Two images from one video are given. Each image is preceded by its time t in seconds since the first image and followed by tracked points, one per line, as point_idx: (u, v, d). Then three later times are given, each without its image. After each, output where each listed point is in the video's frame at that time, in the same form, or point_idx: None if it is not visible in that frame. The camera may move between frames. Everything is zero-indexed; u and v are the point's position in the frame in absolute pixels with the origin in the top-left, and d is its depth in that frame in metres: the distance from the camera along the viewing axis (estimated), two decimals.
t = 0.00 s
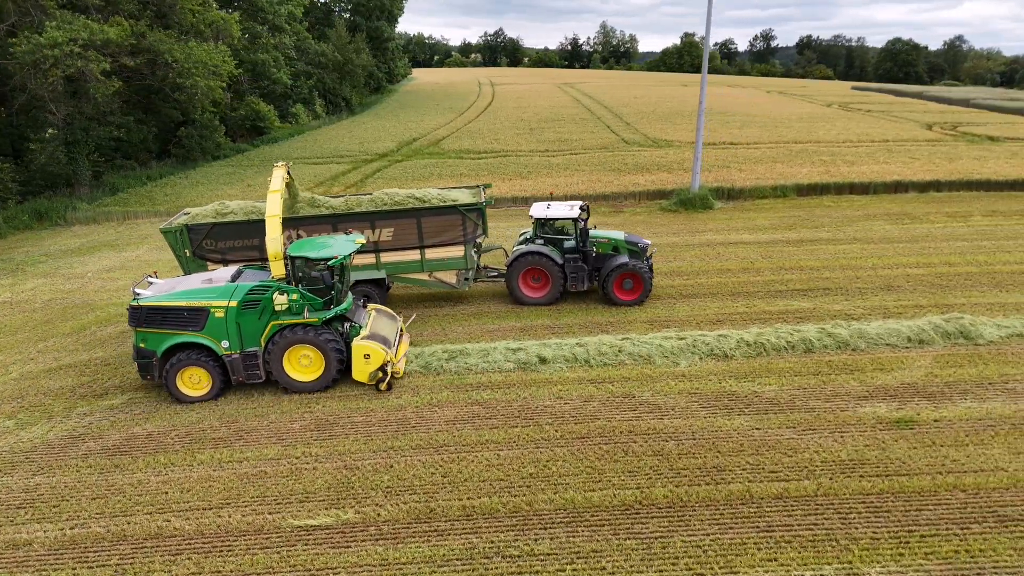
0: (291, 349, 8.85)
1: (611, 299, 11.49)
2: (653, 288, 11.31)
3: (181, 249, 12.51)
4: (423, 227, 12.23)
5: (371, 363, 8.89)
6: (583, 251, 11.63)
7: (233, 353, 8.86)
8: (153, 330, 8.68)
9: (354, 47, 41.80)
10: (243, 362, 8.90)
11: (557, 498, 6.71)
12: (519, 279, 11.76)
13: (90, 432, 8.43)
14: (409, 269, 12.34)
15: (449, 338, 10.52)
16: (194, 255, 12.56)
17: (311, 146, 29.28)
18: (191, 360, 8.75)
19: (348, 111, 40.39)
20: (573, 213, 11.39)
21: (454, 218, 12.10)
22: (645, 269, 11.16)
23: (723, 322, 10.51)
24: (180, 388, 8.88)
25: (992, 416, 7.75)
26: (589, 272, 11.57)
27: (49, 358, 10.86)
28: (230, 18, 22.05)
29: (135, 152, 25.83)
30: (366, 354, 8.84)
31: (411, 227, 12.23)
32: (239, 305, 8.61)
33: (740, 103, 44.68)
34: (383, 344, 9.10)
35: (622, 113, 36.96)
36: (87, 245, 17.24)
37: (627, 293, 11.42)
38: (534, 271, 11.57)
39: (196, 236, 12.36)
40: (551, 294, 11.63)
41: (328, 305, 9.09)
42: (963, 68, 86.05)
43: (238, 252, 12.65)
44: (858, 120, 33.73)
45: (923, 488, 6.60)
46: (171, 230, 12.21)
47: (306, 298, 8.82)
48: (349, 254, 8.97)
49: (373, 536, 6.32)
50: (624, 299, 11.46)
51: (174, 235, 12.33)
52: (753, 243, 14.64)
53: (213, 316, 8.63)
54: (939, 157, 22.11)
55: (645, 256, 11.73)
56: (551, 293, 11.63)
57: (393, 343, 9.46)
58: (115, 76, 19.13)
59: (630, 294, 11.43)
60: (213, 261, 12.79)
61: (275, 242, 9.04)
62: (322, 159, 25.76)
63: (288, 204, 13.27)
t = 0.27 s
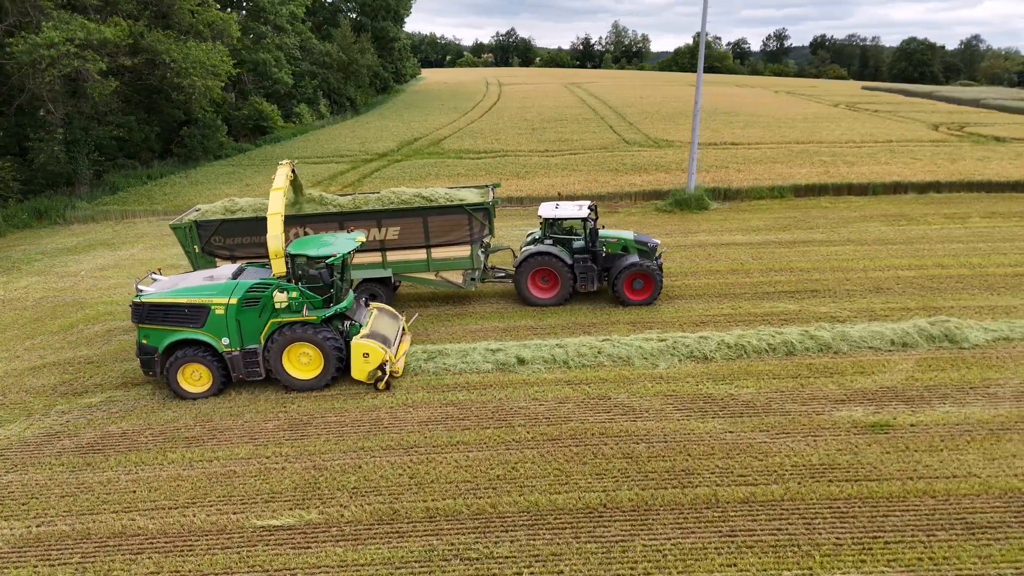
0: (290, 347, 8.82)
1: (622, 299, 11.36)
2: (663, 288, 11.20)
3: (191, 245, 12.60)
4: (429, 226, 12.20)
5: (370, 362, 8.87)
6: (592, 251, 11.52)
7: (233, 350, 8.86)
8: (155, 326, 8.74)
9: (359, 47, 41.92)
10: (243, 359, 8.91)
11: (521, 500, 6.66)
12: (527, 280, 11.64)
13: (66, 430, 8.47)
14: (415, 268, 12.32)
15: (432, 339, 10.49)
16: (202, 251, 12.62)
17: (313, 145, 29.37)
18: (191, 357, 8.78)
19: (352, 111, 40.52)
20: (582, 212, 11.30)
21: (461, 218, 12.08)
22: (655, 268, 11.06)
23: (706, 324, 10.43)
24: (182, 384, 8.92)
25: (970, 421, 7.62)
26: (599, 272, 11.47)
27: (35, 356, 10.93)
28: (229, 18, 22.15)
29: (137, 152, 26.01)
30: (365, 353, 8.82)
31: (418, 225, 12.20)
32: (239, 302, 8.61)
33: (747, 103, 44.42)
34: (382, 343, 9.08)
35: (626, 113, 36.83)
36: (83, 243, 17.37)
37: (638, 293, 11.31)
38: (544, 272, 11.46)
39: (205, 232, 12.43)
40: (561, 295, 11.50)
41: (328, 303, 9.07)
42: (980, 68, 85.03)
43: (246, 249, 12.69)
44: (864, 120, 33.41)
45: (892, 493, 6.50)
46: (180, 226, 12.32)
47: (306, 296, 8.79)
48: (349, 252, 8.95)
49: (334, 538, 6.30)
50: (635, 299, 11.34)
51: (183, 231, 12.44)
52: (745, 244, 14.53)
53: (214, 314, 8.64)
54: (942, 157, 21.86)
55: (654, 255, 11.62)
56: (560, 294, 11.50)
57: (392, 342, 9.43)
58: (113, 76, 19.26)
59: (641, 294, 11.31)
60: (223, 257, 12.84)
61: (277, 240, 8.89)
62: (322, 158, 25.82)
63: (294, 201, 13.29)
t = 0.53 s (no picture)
0: (292, 345, 8.84)
1: (634, 300, 11.24)
2: (676, 288, 11.06)
3: (202, 242, 12.74)
4: (438, 226, 12.17)
5: (371, 361, 8.81)
6: (604, 251, 11.41)
7: (236, 347, 8.90)
8: (160, 322, 8.82)
9: (366, 47, 42.05)
10: (246, 356, 8.95)
11: (486, 502, 6.62)
12: (538, 280, 11.53)
13: (45, 428, 8.52)
14: (424, 266, 12.32)
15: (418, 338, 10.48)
16: (213, 248, 12.74)
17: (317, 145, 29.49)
18: (195, 353, 8.84)
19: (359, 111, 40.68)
20: (593, 212, 11.21)
21: (470, 217, 12.05)
22: (667, 268, 10.92)
23: (690, 326, 10.35)
24: (186, 380, 8.98)
25: (949, 426, 7.50)
26: (610, 272, 11.35)
27: (24, 353, 11.02)
28: (230, 18, 22.28)
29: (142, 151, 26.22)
30: (366, 352, 8.76)
31: (427, 225, 12.18)
32: (243, 299, 8.66)
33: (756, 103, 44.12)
34: (384, 341, 9.00)
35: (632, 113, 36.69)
36: (82, 242, 17.53)
37: (650, 293, 11.19)
38: (554, 272, 11.35)
39: (215, 230, 12.53)
40: (571, 296, 11.41)
41: (330, 301, 9.06)
42: (998, 68, 83.93)
43: (257, 247, 12.76)
44: (873, 120, 33.05)
45: (862, 499, 6.41)
46: (191, 224, 12.45)
47: (308, 294, 8.80)
48: (351, 250, 8.99)
49: (297, 538, 6.28)
50: (647, 299, 11.21)
51: (195, 228, 12.58)
52: (739, 245, 14.42)
53: (218, 311, 8.70)
54: (946, 158, 21.58)
55: (667, 254, 11.47)
56: (571, 294, 11.41)
57: (396, 340, 9.35)
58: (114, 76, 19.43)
59: (653, 294, 11.18)
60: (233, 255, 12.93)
61: (281, 237, 8.99)
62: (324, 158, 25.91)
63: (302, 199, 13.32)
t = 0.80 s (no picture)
0: (300, 343, 8.87)
1: (651, 300, 11.15)
2: (692, 288, 10.99)
3: (218, 240, 12.83)
4: (451, 225, 12.13)
5: (378, 360, 8.80)
6: (620, 250, 11.30)
7: (245, 344, 8.94)
8: (170, 319, 8.86)
9: (378, 48, 42.24)
10: (255, 353, 8.98)
11: (455, 503, 6.59)
12: (553, 280, 11.44)
13: (31, 423, 8.61)
14: (436, 266, 12.28)
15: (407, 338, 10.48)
16: (228, 246, 12.84)
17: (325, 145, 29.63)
18: (205, 350, 8.88)
19: (369, 110, 40.87)
20: (609, 212, 11.10)
21: (483, 216, 12.00)
22: (685, 268, 10.86)
23: (678, 328, 10.27)
24: (195, 376, 9.03)
25: (931, 432, 7.37)
26: (627, 272, 11.22)
27: (18, 349, 11.15)
28: (236, 19, 22.47)
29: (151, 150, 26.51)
30: (373, 351, 8.75)
31: (440, 224, 12.15)
32: (252, 296, 8.71)
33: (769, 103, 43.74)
34: (392, 341, 8.98)
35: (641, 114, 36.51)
36: (86, 240, 17.73)
37: (667, 293, 11.09)
38: (570, 272, 11.25)
39: (231, 228, 12.62)
40: (587, 296, 11.29)
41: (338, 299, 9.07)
42: None
43: (271, 245, 12.84)
44: (887, 121, 32.62)
45: (834, 505, 6.31)
46: (207, 222, 12.55)
47: (317, 291, 8.83)
48: (359, 248, 8.99)
49: (264, 537, 6.28)
50: (664, 299, 11.12)
51: (211, 226, 12.67)
52: (736, 247, 14.29)
53: (227, 308, 8.75)
54: (955, 159, 21.24)
55: (683, 255, 11.41)
56: (587, 294, 11.29)
57: (404, 340, 9.33)
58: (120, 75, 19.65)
59: (670, 295, 11.10)
60: (248, 252, 13.02)
61: (291, 235, 9.00)
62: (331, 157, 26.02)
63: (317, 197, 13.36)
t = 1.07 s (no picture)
0: (315, 340, 8.91)
1: (673, 301, 11.04)
2: (716, 289, 10.89)
3: (241, 237, 12.97)
4: (471, 225, 12.04)
5: (393, 358, 8.74)
6: (642, 251, 11.21)
7: (261, 341, 9.01)
8: (189, 314, 8.99)
9: (395, 48, 42.48)
10: (271, 350, 9.04)
11: (428, 504, 6.58)
12: (574, 281, 11.31)
13: (24, 417, 8.76)
14: (456, 266, 12.22)
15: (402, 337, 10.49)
16: (251, 243, 12.97)
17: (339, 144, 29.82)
18: (222, 345, 9.00)
19: (386, 110, 41.09)
20: (632, 211, 11.01)
21: (503, 217, 11.88)
22: (707, 268, 10.77)
23: (672, 331, 10.18)
24: (212, 371, 9.17)
25: (918, 440, 7.21)
26: (650, 272, 11.11)
27: (21, 343, 11.36)
28: (249, 19, 22.73)
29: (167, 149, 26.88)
30: (388, 349, 8.70)
31: (460, 224, 12.07)
32: (268, 293, 8.75)
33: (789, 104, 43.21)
34: (408, 340, 8.92)
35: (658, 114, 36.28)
36: (98, 237, 18.01)
37: (690, 294, 10.96)
38: (592, 272, 11.14)
39: (253, 225, 12.74)
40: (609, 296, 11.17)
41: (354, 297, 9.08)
42: None
43: (292, 243, 12.95)
44: (907, 121, 32.07)
45: (810, 513, 6.20)
46: (230, 219, 12.70)
47: (332, 289, 8.84)
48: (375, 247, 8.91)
49: (237, 534, 6.31)
50: (687, 300, 11.02)
51: (234, 223, 12.82)
52: (739, 249, 14.12)
53: (244, 304, 8.82)
54: (973, 160, 20.81)
55: (706, 255, 11.31)
56: (609, 295, 11.18)
57: (420, 338, 9.25)
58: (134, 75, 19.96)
59: (693, 296, 10.99)
60: (269, 250, 13.15)
61: (307, 233, 9.04)
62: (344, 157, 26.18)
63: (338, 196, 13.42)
